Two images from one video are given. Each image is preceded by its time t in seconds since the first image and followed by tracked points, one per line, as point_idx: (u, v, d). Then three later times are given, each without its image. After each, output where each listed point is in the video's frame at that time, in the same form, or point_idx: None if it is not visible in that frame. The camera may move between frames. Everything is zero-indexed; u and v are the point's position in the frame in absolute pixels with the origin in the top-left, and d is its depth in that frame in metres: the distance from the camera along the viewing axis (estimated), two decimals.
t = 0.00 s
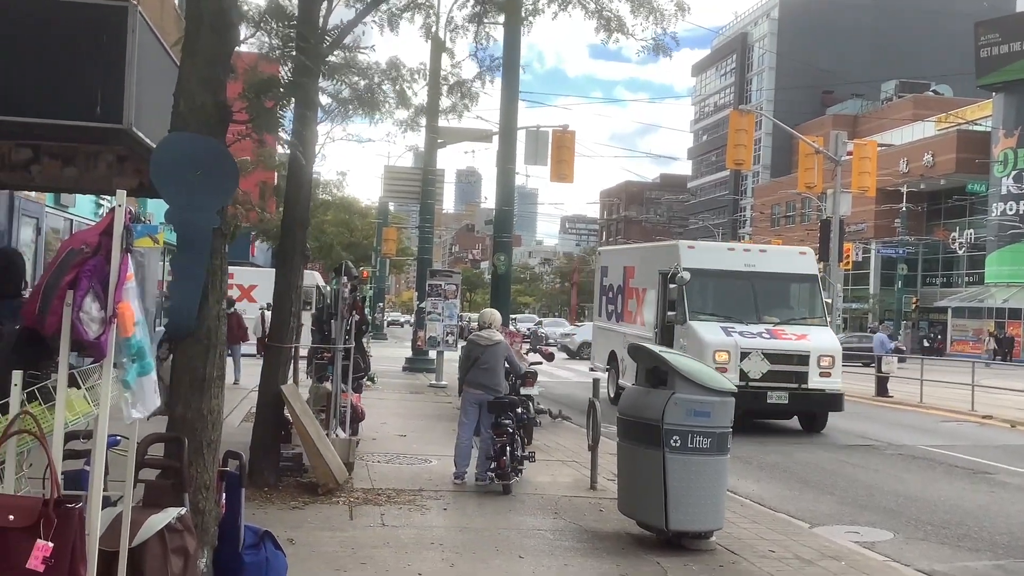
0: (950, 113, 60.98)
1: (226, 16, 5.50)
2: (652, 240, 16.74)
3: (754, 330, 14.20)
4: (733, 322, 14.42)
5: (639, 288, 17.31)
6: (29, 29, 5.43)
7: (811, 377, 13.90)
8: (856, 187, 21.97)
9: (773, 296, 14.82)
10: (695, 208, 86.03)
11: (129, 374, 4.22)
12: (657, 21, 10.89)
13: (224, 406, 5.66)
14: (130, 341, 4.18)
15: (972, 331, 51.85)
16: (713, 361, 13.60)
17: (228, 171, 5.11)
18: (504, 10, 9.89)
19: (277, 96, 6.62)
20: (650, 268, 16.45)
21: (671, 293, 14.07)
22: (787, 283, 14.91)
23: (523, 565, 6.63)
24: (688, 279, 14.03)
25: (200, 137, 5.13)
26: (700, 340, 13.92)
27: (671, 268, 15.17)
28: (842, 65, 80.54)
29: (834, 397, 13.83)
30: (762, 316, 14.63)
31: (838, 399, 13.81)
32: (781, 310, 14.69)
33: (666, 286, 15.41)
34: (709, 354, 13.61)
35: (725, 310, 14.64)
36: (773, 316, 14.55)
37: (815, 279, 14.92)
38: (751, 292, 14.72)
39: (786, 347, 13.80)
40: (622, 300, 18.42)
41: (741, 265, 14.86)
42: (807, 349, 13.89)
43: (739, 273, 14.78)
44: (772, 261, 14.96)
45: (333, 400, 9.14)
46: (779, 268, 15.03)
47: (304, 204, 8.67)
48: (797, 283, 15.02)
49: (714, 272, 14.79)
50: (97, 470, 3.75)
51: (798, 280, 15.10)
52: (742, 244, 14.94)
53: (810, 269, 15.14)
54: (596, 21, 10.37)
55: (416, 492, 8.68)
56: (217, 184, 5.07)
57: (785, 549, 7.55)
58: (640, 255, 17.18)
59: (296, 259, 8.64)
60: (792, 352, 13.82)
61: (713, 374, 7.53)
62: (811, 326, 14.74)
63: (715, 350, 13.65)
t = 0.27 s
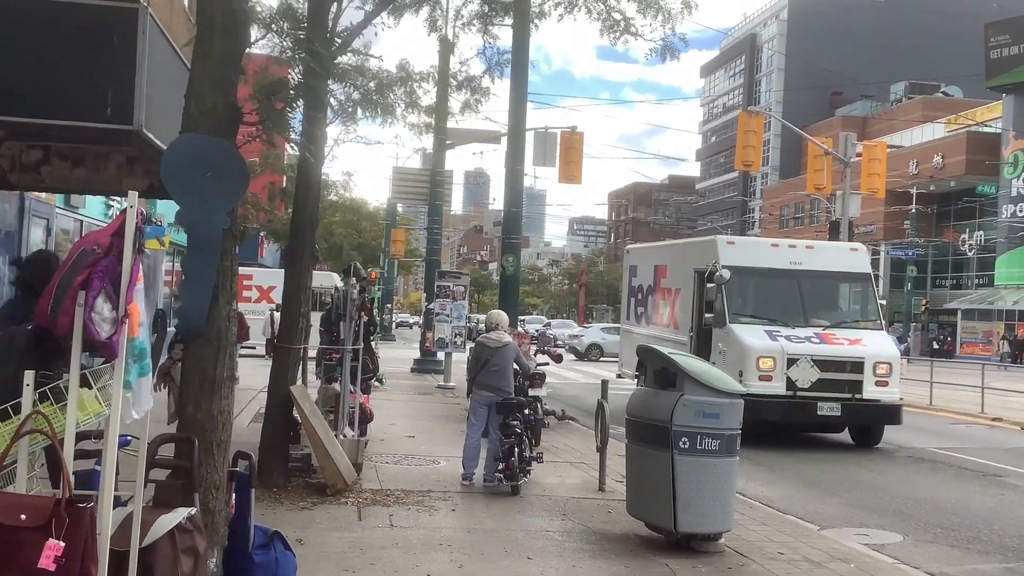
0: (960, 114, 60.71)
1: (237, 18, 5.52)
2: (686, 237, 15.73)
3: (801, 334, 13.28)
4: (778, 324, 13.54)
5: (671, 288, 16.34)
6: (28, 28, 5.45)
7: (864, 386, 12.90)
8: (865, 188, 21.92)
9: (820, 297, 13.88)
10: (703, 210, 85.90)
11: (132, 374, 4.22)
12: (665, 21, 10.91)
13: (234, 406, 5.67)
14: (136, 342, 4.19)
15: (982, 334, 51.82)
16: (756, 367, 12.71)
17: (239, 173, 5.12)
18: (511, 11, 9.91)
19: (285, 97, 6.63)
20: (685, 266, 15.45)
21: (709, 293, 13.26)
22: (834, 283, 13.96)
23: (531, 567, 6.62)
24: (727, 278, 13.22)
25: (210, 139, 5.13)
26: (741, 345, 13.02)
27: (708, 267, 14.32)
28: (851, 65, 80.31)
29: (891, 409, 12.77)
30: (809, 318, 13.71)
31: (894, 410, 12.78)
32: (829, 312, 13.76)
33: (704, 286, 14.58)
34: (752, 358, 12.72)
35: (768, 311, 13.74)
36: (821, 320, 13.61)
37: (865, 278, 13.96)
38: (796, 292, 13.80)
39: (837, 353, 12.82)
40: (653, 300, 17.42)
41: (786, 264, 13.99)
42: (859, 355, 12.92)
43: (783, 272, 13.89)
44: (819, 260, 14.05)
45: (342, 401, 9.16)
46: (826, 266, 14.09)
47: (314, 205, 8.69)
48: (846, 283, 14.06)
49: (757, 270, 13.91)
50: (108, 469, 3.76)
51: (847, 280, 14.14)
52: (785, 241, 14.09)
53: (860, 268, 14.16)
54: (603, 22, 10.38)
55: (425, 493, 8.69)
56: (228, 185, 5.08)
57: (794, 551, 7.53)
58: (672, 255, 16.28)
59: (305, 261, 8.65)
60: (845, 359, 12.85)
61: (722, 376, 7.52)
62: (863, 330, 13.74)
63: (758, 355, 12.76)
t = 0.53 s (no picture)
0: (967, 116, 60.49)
1: (244, 20, 5.54)
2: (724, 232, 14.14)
3: (858, 339, 11.84)
4: (832, 327, 12.10)
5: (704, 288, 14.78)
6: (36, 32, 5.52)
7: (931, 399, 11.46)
8: (870, 191, 21.88)
9: (878, 298, 12.40)
10: (709, 212, 85.84)
11: (137, 376, 4.22)
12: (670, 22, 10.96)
13: (240, 408, 5.68)
14: (141, 344, 4.19)
15: (989, 336, 51.64)
16: (810, 376, 11.34)
17: (245, 175, 5.12)
18: (517, 14, 9.93)
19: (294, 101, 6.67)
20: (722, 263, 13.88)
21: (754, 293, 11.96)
22: (893, 281, 12.48)
23: (536, 569, 6.62)
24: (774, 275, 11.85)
25: (217, 140, 5.13)
26: (793, 351, 11.64)
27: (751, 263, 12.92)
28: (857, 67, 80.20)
29: (961, 423, 11.37)
30: (866, 320, 12.24)
31: (964, 426, 11.35)
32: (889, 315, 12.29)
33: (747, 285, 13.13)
34: (804, 366, 11.35)
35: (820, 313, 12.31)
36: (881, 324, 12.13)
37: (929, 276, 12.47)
38: (851, 291, 12.34)
39: (899, 361, 11.42)
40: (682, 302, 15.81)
41: (840, 260, 12.51)
42: (926, 364, 11.46)
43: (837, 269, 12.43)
44: (877, 255, 12.57)
45: (348, 402, 9.18)
46: (885, 263, 12.60)
47: (320, 207, 8.71)
48: (906, 282, 12.57)
49: (808, 267, 12.45)
50: (116, 470, 3.77)
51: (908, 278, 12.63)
52: (838, 234, 12.65)
53: (924, 265, 12.63)
54: (609, 25, 10.40)
55: (431, 494, 8.69)
56: (234, 186, 5.08)
57: (800, 554, 7.51)
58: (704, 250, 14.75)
59: (311, 262, 8.66)
60: (909, 368, 11.45)
61: (728, 377, 7.52)
62: (927, 335, 12.24)
63: (812, 363, 11.37)
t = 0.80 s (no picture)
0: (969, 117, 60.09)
1: (247, 22, 5.54)
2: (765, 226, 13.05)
3: (929, 345, 10.63)
4: (898, 332, 10.96)
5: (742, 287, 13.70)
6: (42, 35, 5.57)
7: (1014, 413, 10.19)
8: (874, 192, 21.82)
9: (946, 298, 11.27)
10: (711, 213, 85.77)
11: (143, 378, 4.23)
12: (672, 24, 11.03)
13: (243, 409, 5.68)
14: (146, 346, 4.20)
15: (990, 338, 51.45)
16: (877, 388, 10.12)
17: (248, 177, 5.12)
18: (520, 18, 9.93)
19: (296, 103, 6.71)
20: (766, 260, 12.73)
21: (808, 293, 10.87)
22: (961, 279, 11.35)
23: (538, 570, 6.63)
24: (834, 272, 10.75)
25: (219, 142, 5.12)
26: (857, 360, 10.42)
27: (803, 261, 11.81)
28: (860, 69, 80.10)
29: None
30: (934, 322, 11.12)
31: None
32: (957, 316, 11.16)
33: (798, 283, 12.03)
34: (872, 376, 10.14)
35: (882, 314, 11.17)
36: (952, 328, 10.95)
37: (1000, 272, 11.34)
38: (917, 291, 11.23)
39: (980, 369, 10.11)
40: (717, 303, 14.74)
41: (904, 256, 11.41)
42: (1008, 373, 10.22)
43: (901, 265, 11.32)
44: (942, 251, 11.46)
45: (350, 403, 9.20)
46: (953, 259, 11.46)
47: (322, 208, 8.71)
48: (976, 280, 11.43)
49: (869, 263, 11.32)
50: (119, 471, 3.78)
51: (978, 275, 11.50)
52: (901, 227, 11.54)
53: (996, 261, 11.50)
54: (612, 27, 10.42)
55: (432, 496, 8.69)
56: (236, 188, 5.08)
57: (802, 555, 7.51)
58: (741, 248, 13.68)
59: (313, 263, 8.67)
60: (991, 377, 10.17)
61: (731, 380, 7.52)
62: (1004, 339, 11.06)
63: (880, 373, 10.15)
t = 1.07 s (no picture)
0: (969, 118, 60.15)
1: (247, 24, 5.54)
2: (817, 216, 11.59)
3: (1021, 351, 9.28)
4: (985, 336, 9.57)
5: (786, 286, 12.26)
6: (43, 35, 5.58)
7: None
8: (874, 192, 21.82)
9: None
10: (711, 213, 85.84)
11: (149, 378, 4.21)
12: (672, 24, 11.03)
13: (243, 410, 5.68)
14: (151, 345, 4.17)
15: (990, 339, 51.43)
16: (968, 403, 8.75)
17: (248, 176, 5.11)
18: (520, 20, 9.94)
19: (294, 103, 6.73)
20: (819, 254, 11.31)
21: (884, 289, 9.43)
22: None
23: (538, 571, 6.61)
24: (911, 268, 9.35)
25: (219, 143, 5.12)
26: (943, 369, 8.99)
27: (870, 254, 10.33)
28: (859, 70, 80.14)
29: None
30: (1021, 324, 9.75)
31: None
32: None
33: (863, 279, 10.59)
34: (961, 388, 8.76)
35: (965, 316, 9.76)
36: None
37: None
38: (1002, 289, 9.85)
39: None
40: (755, 303, 13.30)
41: (987, 248, 9.97)
42: None
43: (983, 259, 9.90)
44: None
45: (350, 404, 9.21)
46: None
47: (322, 208, 8.71)
48: None
49: (948, 256, 9.89)
50: (119, 473, 3.78)
51: None
52: (981, 215, 10.08)
53: None
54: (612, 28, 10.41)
55: (432, 496, 8.70)
56: (235, 189, 5.09)
57: (802, 556, 7.51)
58: (788, 240, 12.21)
59: (314, 263, 8.67)
60: None
61: (731, 380, 7.50)
62: None
63: (972, 384, 8.78)
